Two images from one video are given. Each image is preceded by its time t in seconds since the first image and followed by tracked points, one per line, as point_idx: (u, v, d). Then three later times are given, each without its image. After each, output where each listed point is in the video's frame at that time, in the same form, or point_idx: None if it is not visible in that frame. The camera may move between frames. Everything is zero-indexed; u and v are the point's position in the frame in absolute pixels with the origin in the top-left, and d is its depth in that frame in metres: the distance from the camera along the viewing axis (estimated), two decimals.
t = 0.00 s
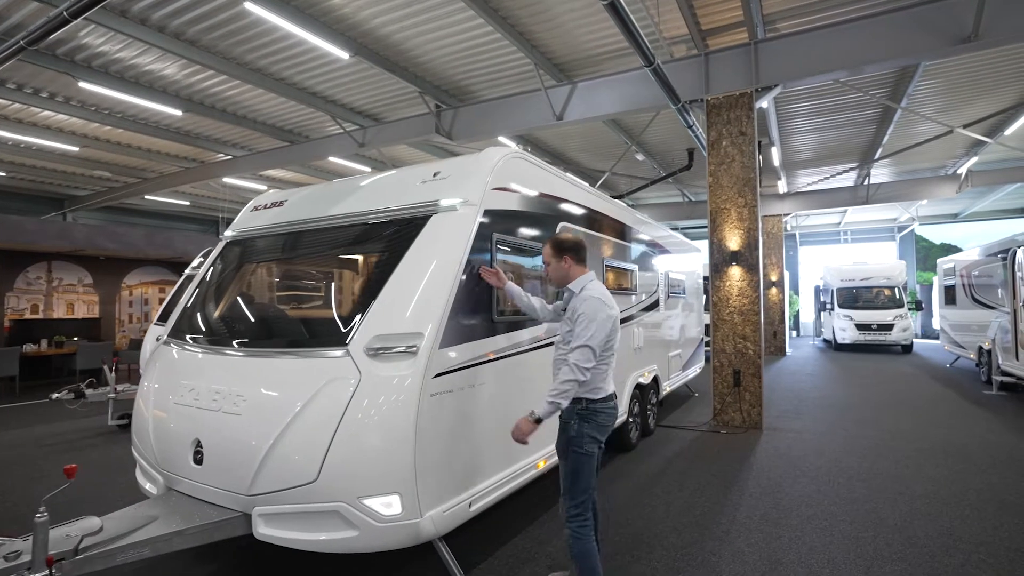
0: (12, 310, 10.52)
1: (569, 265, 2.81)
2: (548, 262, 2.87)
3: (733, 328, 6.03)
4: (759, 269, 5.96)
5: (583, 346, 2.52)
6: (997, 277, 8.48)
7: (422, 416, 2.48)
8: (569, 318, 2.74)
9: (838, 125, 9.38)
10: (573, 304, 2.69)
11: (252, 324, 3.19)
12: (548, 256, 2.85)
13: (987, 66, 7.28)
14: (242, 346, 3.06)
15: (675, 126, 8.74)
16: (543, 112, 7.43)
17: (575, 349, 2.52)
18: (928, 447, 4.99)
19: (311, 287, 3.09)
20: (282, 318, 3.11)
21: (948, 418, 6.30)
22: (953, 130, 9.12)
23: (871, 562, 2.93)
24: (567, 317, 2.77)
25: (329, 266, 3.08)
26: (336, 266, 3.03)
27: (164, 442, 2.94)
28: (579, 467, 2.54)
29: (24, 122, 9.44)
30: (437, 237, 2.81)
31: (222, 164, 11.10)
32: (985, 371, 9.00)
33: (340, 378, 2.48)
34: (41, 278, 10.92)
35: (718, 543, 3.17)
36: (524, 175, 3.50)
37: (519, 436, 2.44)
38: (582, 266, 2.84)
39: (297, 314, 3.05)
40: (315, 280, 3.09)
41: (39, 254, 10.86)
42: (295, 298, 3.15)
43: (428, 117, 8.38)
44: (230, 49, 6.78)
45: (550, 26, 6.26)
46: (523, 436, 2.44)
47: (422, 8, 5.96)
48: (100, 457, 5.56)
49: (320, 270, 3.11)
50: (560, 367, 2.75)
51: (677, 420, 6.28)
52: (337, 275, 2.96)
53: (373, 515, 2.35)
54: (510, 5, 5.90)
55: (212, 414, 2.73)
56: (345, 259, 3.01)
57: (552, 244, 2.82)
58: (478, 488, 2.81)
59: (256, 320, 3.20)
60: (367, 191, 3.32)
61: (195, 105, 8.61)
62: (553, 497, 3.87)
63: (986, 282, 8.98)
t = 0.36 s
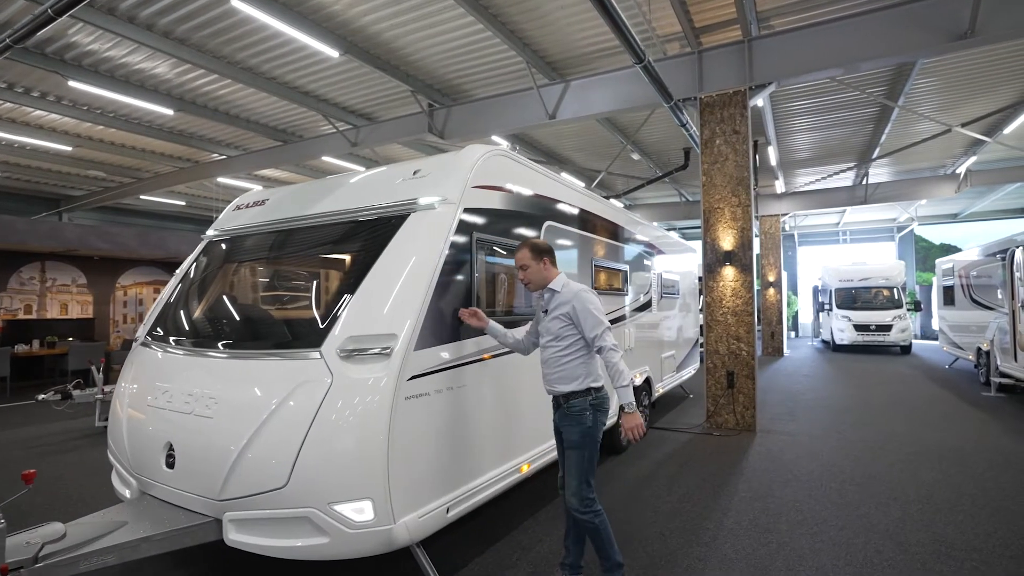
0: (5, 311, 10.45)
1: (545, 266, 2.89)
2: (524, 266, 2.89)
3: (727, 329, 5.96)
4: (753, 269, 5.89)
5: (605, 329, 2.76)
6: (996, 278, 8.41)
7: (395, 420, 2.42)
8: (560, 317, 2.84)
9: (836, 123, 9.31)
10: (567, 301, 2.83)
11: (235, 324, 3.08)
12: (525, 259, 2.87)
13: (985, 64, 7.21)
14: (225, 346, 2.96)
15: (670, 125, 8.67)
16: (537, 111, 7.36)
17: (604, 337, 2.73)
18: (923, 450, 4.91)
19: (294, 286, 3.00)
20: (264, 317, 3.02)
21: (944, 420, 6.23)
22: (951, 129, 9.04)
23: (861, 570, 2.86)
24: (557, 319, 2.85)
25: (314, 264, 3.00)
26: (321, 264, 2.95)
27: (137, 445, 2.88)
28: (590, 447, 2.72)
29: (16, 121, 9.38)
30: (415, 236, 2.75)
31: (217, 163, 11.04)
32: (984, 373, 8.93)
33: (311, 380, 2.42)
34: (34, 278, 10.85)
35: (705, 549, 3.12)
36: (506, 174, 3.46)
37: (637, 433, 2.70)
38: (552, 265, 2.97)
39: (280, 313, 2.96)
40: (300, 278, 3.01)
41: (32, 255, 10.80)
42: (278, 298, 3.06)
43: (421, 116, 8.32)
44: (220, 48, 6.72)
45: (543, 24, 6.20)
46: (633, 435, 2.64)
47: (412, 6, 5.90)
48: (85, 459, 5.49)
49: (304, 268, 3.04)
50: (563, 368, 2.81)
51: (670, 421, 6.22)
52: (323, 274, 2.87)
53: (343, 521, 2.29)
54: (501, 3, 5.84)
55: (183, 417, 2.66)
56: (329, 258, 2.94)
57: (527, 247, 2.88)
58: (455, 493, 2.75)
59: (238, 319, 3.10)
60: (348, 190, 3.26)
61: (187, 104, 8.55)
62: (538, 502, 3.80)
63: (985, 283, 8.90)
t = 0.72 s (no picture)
0: (5, 312, 10.42)
1: (556, 266, 2.97)
2: (540, 265, 2.92)
3: (723, 330, 5.90)
4: (749, 269, 5.83)
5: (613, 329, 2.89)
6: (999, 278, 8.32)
7: (371, 421, 2.39)
8: (572, 317, 2.91)
9: (836, 122, 9.23)
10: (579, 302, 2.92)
11: (226, 324, 2.98)
12: (546, 257, 2.90)
13: (986, 62, 7.14)
14: (206, 347, 2.88)
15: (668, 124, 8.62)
16: (533, 110, 7.32)
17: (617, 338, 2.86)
18: (920, 452, 4.85)
19: (277, 285, 2.95)
20: (246, 316, 2.95)
21: (944, 421, 6.16)
22: (953, 127, 8.95)
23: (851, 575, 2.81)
24: (569, 319, 2.92)
25: (296, 263, 2.95)
26: (305, 265, 2.90)
27: (116, 446, 2.84)
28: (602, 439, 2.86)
29: (15, 122, 9.40)
30: (394, 235, 2.73)
31: (215, 164, 11.04)
32: (986, 374, 8.84)
33: (286, 380, 2.38)
34: (34, 279, 10.86)
35: (692, 553, 3.07)
36: (490, 173, 3.43)
37: (584, 420, 2.63)
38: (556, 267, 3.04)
39: (261, 311, 2.90)
40: (283, 279, 2.94)
41: (31, 256, 10.80)
42: (260, 298, 3.00)
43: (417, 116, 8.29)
44: (215, 48, 6.71)
45: (537, 23, 6.15)
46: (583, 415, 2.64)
47: (406, 6, 5.86)
48: (77, 460, 5.47)
49: (287, 268, 2.98)
50: (574, 366, 2.88)
51: (665, 423, 6.17)
52: (309, 274, 2.81)
53: (317, 524, 2.25)
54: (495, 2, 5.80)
55: (160, 418, 2.62)
56: (312, 259, 2.89)
57: (542, 249, 2.91)
58: (435, 495, 2.71)
59: (221, 319, 3.03)
60: (330, 190, 3.23)
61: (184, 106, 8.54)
62: (526, 504, 3.76)
63: (988, 283, 8.82)
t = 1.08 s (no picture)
0: (4, 311, 10.47)
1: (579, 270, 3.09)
2: (568, 265, 3.01)
3: (718, 329, 5.86)
4: (744, 267, 5.79)
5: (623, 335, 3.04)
6: (1001, 277, 8.25)
7: (349, 420, 2.36)
8: (588, 317, 3.03)
9: (836, 120, 9.18)
10: (596, 304, 3.05)
11: (216, 322, 2.89)
12: (574, 257, 3.00)
13: (985, 59, 7.07)
14: (188, 346, 2.83)
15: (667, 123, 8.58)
16: (529, 108, 7.29)
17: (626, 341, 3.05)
18: (916, 452, 4.80)
19: (260, 283, 2.91)
20: (229, 313, 2.90)
21: (942, 421, 6.11)
22: (954, 125, 8.88)
23: None
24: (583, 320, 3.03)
25: (280, 261, 2.92)
26: (288, 263, 2.87)
27: (97, 444, 2.82)
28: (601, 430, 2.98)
29: (13, 122, 9.40)
30: (375, 231, 2.71)
31: (214, 164, 11.04)
32: (987, 374, 8.76)
33: (263, 379, 2.35)
34: (33, 278, 10.87)
35: (678, 554, 3.03)
36: (476, 170, 3.41)
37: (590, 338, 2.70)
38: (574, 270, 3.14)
39: (244, 309, 2.86)
40: (266, 277, 2.90)
41: (30, 255, 10.82)
42: (242, 295, 2.96)
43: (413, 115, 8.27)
44: (209, 47, 6.69)
45: (532, 21, 6.12)
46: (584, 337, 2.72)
47: (399, 4, 5.84)
48: (70, 459, 5.46)
49: (271, 266, 2.94)
50: (585, 362, 2.94)
51: (661, 422, 6.13)
52: (298, 271, 2.75)
53: (293, 524, 2.23)
54: None
55: (139, 418, 2.59)
56: (296, 257, 2.86)
57: (571, 249, 3.00)
58: (416, 495, 2.68)
59: (204, 317, 2.99)
60: (314, 187, 3.20)
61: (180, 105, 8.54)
62: (515, 505, 3.73)
63: (989, 282, 8.75)
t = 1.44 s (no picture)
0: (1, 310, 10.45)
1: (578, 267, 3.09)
2: (567, 260, 3.02)
3: (715, 329, 5.80)
4: (742, 267, 5.73)
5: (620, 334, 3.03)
6: (1003, 277, 8.18)
7: (329, 421, 2.33)
8: (584, 313, 3.03)
9: (836, 119, 9.11)
10: (593, 300, 3.04)
11: (205, 321, 2.77)
12: (571, 253, 3.01)
13: (986, 56, 7.00)
14: (168, 345, 2.76)
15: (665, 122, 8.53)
16: (525, 107, 7.24)
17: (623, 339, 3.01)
18: (914, 454, 4.74)
19: (240, 282, 2.84)
20: (208, 311, 2.84)
21: (942, 423, 6.04)
22: (955, 124, 8.81)
23: None
24: (581, 318, 3.03)
25: (262, 259, 2.86)
26: (270, 261, 2.81)
27: (77, 445, 2.77)
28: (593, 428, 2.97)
29: (11, 122, 9.38)
30: (356, 229, 2.67)
31: (212, 163, 11.02)
32: (988, 375, 8.69)
33: (240, 380, 2.31)
34: (30, 278, 10.85)
35: (669, 559, 2.97)
36: (463, 168, 3.36)
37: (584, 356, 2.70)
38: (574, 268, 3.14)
39: (224, 306, 2.80)
40: (247, 275, 2.84)
41: (28, 255, 10.79)
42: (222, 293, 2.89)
43: (410, 113, 8.22)
44: (203, 45, 6.65)
45: (528, 18, 6.06)
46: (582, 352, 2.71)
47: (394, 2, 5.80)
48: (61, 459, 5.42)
49: (253, 263, 2.87)
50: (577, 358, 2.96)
51: (657, 423, 6.08)
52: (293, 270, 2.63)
53: (270, 527, 2.19)
54: None
55: (117, 418, 2.55)
56: (279, 255, 2.80)
57: (571, 246, 3.01)
58: (399, 498, 2.64)
59: (184, 316, 2.92)
60: (300, 185, 3.16)
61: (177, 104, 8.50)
62: (505, 509, 3.67)
63: (991, 282, 8.67)
